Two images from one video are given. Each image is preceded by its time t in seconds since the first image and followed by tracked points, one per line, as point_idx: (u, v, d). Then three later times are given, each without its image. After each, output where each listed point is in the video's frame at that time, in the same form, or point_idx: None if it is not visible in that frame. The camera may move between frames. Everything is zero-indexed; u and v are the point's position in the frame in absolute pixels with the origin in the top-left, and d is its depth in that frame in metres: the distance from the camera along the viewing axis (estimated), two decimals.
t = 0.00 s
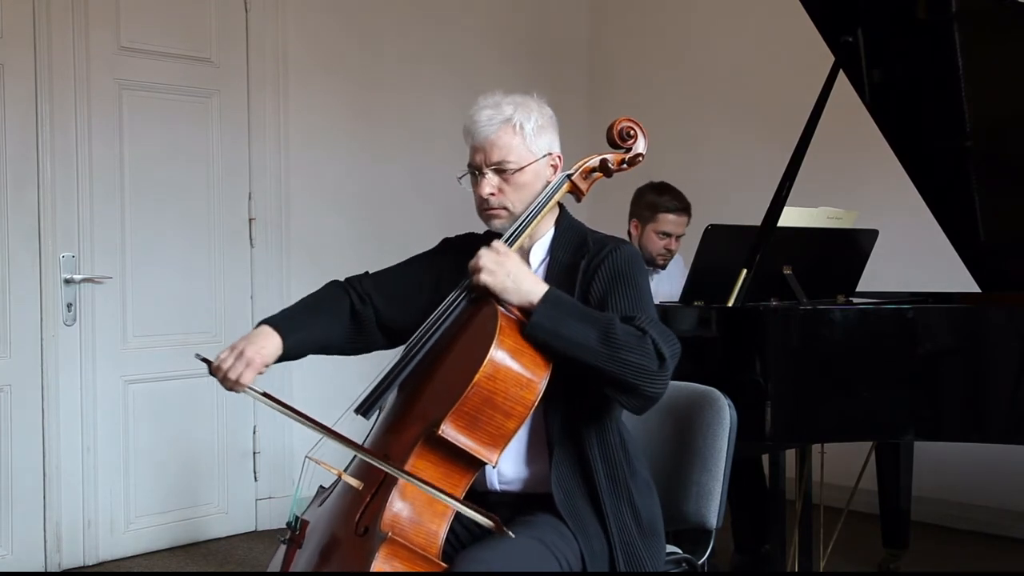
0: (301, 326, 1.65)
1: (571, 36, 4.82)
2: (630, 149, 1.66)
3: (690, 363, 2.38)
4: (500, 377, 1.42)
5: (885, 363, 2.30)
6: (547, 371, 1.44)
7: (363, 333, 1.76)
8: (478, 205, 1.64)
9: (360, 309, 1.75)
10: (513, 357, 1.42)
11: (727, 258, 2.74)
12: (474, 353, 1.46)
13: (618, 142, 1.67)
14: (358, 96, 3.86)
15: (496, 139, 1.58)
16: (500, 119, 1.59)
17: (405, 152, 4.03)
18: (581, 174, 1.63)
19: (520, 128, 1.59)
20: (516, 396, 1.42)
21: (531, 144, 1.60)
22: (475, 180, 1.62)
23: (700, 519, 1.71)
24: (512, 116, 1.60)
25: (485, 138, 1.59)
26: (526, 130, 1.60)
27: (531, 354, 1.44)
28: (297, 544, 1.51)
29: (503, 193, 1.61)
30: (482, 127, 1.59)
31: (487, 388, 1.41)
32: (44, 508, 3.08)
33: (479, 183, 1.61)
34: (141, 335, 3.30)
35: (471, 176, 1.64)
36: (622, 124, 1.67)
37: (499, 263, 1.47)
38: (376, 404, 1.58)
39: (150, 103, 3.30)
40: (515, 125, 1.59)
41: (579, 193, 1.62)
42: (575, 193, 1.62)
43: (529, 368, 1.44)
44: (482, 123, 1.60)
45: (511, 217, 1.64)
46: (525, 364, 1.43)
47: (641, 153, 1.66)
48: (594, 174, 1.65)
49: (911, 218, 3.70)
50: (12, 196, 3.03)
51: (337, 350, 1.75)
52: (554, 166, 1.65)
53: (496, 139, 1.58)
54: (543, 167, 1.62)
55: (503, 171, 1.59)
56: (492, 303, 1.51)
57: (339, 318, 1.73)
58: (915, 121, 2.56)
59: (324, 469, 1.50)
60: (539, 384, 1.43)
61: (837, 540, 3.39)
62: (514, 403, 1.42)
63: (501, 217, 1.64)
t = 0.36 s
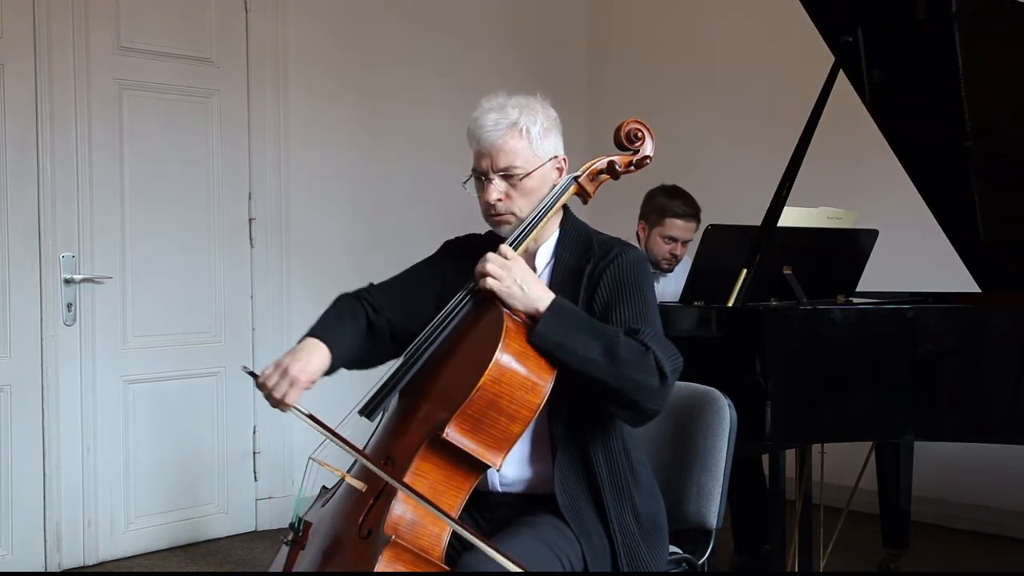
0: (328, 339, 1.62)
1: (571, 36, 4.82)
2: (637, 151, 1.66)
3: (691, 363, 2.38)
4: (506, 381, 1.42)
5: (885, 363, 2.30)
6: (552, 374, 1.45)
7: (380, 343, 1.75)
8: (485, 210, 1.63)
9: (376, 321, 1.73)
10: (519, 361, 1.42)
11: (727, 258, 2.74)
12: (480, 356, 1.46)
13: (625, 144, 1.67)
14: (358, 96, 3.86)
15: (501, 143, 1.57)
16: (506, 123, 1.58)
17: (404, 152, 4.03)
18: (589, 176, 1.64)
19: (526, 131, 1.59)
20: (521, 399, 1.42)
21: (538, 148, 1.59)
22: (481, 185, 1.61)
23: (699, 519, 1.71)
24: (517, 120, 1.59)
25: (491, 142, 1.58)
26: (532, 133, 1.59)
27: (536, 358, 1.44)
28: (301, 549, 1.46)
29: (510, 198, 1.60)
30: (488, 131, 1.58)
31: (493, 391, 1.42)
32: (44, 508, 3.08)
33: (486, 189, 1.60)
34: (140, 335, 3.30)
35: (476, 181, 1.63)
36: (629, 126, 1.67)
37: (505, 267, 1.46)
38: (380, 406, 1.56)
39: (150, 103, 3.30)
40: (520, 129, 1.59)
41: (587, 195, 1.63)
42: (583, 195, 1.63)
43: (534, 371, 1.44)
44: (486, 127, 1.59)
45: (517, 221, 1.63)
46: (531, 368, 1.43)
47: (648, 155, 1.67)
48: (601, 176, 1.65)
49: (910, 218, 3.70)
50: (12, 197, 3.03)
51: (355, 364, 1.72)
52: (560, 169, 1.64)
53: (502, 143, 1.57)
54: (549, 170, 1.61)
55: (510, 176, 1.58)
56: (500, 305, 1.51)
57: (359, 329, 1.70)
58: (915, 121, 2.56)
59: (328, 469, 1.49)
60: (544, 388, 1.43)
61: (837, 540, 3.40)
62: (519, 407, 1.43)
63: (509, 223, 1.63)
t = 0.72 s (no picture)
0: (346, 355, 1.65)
1: (571, 36, 4.82)
2: (630, 154, 1.67)
3: (691, 363, 2.39)
4: (497, 375, 1.42)
5: (886, 363, 2.30)
6: (543, 368, 1.45)
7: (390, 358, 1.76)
8: (458, 226, 1.62)
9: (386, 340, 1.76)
10: (510, 356, 1.43)
11: (727, 258, 2.74)
12: (470, 353, 1.47)
13: (619, 147, 1.68)
14: (358, 96, 3.86)
15: (465, 160, 1.55)
16: (469, 139, 1.56)
17: (405, 152, 4.03)
18: (582, 179, 1.65)
19: (489, 147, 1.56)
20: (513, 394, 1.43)
21: (502, 162, 1.56)
22: (450, 202, 1.60)
23: (700, 519, 1.71)
24: (480, 135, 1.57)
25: (455, 159, 1.56)
26: (496, 148, 1.56)
27: (530, 352, 1.45)
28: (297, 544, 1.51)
29: (478, 214, 1.58)
30: (452, 148, 1.57)
31: (484, 385, 1.42)
32: (44, 508, 3.08)
33: (454, 205, 1.58)
34: (141, 335, 3.30)
35: (445, 197, 1.61)
36: (622, 130, 1.68)
37: (512, 265, 1.48)
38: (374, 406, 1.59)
39: (150, 103, 3.30)
40: (483, 144, 1.56)
41: (580, 198, 1.64)
42: (576, 198, 1.64)
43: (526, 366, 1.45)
44: (450, 146, 1.57)
45: (491, 234, 1.61)
46: (523, 363, 1.44)
47: (641, 157, 1.67)
48: (594, 178, 1.67)
49: (910, 218, 3.70)
50: (12, 197, 3.03)
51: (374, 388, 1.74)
52: (531, 180, 1.61)
53: (464, 160, 1.55)
54: (518, 182, 1.58)
55: (476, 192, 1.56)
56: (491, 303, 1.53)
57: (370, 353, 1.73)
58: (915, 121, 2.56)
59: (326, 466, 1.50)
60: (535, 385, 1.44)
61: (837, 540, 3.40)
62: (511, 402, 1.43)
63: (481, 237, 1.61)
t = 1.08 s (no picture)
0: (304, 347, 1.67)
1: (571, 36, 4.82)
2: (591, 139, 1.67)
3: (692, 362, 2.39)
4: (465, 358, 1.41)
5: (886, 363, 2.30)
6: (514, 349, 1.45)
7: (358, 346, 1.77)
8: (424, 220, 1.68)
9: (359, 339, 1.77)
10: (478, 337, 1.43)
11: (727, 258, 2.74)
12: (440, 338, 1.47)
13: (580, 133, 1.67)
14: (358, 97, 3.86)
15: (419, 156, 1.63)
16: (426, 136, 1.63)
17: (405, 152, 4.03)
18: (544, 167, 1.65)
19: (442, 143, 1.61)
20: (483, 374, 1.42)
21: (454, 158, 1.60)
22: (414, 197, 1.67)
23: (700, 519, 1.70)
24: (436, 132, 1.63)
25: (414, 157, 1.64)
26: (449, 144, 1.61)
27: (498, 332, 1.44)
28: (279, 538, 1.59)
29: (435, 208, 1.63)
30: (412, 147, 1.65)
31: (454, 367, 1.41)
32: (43, 508, 3.08)
33: (414, 201, 1.65)
34: (141, 336, 3.30)
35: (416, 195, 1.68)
36: (582, 116, 1.67)
37: (478, 248, 1.49)
38: (351, 396, 1.59)
39: (150, 103, 3.30)
40: (437, 141, 1.62)
41: (544, 184, 1.64)
42: (541, 185, 1.65)
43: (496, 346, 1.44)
44: (411, 145, 1.65)
45: (450, 227, 1.65)
46: (491, 343, 1.43)
47: (602, 141, 1.67)
48: (556, 165, 1.66)
49: (910, 217, 3.70)
50: (12, 196, 3.03)
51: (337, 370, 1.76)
52: (488, 174, 1.62)
53: (420, 156, 1.63)
54: (470, 176, 1.61)
55: (429, 187, 1.62)
56: (459, 291, 1.53)
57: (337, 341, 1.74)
58: (915, 121, 2.56)
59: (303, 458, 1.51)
60: (505, 365, 1.43)
61: (837, 540, 3.40)
62: (482, 382, 1.42)
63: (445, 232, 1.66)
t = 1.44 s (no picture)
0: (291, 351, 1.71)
1: (571, 36, 4.82)
2: (593, 147, 1.64)
3: (692, 363, 2.39)
4: (467, 357, 1.42)
5: (886, 363, 2.30)
6: (514, 350, 1.45)
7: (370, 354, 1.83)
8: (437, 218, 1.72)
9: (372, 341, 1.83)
10: (479, 337, 1.43)
11: (727, 258, 2.73)
12: (443, 339, 1.47)
13: (582, 142, 1.65)
14: (358, 97, 3.86)
15: (428, 155, 1.67)
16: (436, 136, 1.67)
17: (405, 153, 4.03)
18: (546, 174, 1.62)
19: (448, 144, 1.64)
20: (484, 375, 1.42)
21: (456, 158, 1.63)
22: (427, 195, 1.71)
23: (700, 519, 1.70)
24: (444, 133, 1.66)
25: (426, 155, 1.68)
26: (452, 145, 1.63)
27: (497, 333, 1.44)
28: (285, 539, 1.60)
29: (440, 207, 1.67)
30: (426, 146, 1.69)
31: (454, 366, 1.42)
32: (43, 508, 3.08)
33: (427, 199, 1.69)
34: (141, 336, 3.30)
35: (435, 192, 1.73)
36: (583, 125, 1.64)
37: (477, 251, 1.49)
38: (354, 397, 1.59)
39: (150, 103, 3.30)
40: (444, 141, 1.65)
41: (545, 193, 1.61)
42: (542, 193, 1.61)
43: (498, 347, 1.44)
44: (424, 144, 1.70)
45: (455, 226, 1.67)
46: (493, 344, 1.44)
47: (604, 150, 1.64)
48: (559, 172, 1.63)
49: (909, 217, 3.70)
50: (12, 196, 3.03)
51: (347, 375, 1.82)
52: (489, 175, 1.62)
53: (429, 155, 1.67)
54: (471, 176, 1.62)
55: (434, 186, 1.66)
56: (461, 293, 1.53)
57: (350, 348, 1.80)
58: (915, 121, 2.56)
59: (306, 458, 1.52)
60: (505, 365, 1.43)
61: (837, 540, 3.40)
62: (482, 383, 1.42)
63: (452, 230, 1.68)
